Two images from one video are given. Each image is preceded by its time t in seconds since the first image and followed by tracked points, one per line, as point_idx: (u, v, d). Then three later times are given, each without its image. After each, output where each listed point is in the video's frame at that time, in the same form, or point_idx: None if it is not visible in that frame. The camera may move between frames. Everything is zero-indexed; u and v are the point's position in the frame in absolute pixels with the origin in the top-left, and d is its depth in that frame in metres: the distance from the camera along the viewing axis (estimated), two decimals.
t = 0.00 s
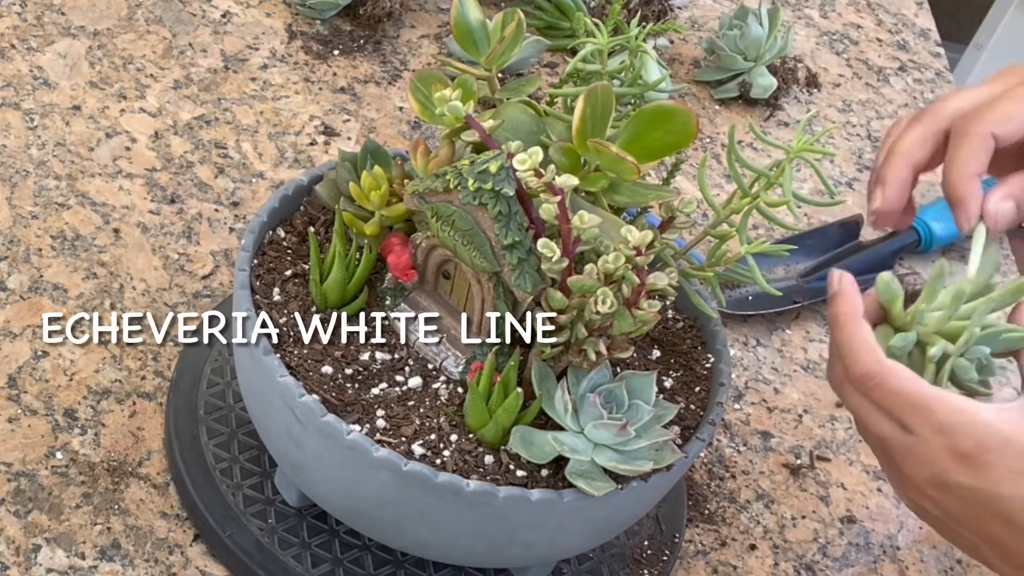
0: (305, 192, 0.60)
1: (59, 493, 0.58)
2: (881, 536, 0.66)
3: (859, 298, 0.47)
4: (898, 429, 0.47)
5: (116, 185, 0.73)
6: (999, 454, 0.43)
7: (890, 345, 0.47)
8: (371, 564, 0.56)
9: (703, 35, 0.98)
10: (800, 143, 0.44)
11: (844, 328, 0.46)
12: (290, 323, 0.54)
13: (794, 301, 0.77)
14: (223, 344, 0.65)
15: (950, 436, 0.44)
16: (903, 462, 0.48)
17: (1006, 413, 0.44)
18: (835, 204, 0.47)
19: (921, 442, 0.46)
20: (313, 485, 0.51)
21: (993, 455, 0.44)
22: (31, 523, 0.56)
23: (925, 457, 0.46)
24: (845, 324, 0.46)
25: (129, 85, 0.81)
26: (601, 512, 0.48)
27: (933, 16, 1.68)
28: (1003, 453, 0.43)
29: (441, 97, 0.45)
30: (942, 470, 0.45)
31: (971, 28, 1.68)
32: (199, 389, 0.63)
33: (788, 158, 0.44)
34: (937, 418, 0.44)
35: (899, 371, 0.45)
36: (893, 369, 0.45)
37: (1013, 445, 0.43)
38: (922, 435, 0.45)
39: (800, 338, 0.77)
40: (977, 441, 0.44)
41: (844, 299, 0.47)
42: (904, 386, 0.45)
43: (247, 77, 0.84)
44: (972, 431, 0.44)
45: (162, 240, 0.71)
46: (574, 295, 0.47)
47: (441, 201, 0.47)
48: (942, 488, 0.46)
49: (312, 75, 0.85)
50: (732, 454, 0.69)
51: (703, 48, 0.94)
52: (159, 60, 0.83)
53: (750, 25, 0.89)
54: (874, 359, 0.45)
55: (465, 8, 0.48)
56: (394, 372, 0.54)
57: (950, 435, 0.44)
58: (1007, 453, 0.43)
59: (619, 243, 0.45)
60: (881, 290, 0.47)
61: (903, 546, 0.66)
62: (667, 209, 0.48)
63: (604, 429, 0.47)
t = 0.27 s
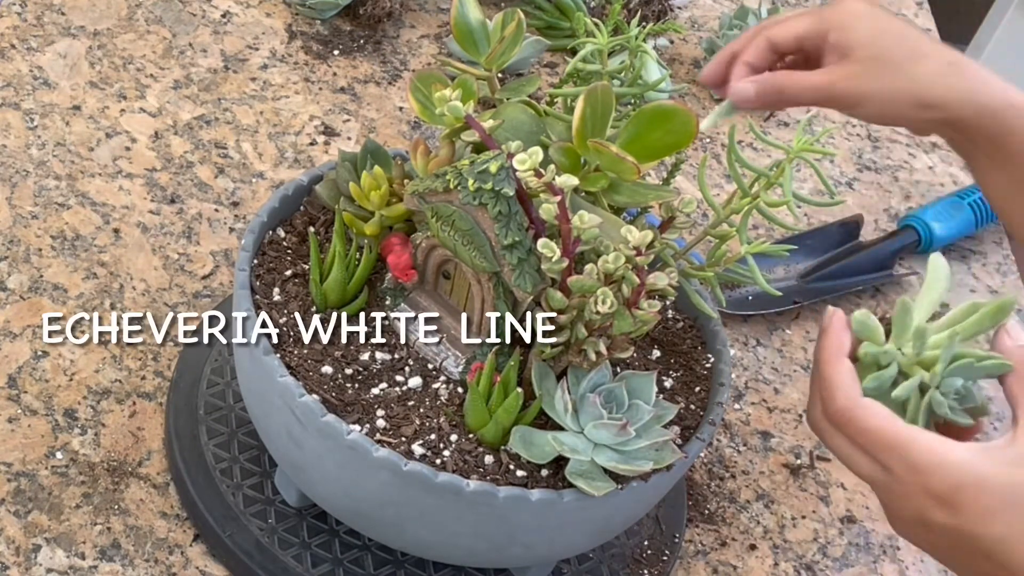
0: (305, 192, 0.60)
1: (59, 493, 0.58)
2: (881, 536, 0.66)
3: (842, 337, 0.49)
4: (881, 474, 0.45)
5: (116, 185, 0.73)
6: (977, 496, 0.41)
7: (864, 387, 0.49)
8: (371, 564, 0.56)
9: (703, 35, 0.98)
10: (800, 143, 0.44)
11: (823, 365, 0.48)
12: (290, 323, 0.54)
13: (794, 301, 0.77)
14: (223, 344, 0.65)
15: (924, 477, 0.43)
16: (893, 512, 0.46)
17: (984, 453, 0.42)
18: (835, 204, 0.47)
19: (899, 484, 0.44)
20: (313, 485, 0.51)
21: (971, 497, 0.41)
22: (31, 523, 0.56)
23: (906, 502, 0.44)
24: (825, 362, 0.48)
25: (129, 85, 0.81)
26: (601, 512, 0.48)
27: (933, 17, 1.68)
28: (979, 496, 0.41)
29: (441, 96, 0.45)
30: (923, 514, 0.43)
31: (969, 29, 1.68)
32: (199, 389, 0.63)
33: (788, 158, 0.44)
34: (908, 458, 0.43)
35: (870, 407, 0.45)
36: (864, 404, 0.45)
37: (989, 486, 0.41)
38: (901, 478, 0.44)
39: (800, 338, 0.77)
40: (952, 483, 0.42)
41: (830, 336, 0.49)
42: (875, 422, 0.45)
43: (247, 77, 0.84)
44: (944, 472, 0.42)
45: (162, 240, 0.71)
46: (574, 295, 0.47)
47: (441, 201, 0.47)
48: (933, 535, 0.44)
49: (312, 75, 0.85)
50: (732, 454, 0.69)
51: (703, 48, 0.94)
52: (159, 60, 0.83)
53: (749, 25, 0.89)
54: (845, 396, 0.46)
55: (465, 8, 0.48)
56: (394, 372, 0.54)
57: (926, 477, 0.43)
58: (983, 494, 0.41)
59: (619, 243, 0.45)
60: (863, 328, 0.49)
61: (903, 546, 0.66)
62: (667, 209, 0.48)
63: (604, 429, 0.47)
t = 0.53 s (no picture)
0: (305, 192, 0.60)
1: (59, 493, 0.58)
2: (881, 536, 0.66)
3: (826, 332, 0.52)
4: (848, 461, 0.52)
5: (116, 185, 0.73)
6: (926, 495, 0.47)
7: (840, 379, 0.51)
8: (371, 564, 0.56)
9: (703, 35, 0.98)
10: (800, 143, 0.44)
11: (804, 360, 0.52)
12: (290, 323, 0.54)
13: (794, 302, 0.77)
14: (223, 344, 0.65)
15: (885, 473, 0.48)
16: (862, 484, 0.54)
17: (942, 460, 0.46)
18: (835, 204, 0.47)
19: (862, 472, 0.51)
20: (313, 485, 0.51)
21: (919, 495, 0.47)
22: (31, 523, 0.56)
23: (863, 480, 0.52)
24: (805, 357, 0.52)
25: (129, 85, 0.81)
26: (601, 512, 0.48)
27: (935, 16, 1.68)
28: (926, 494, 0.47)
29: (441, 96, 0.45)
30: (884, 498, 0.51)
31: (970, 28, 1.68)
32: (199, 389, 0.63)
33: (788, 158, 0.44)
34: (869, 455, 0.48)
35: (839, 404, 0.50)
36: (833, 404, 0.50)
37: (939, 489, 0.46)
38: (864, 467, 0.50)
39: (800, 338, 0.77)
40: (906, 482, 0.47)
41: (815, 330, 0.52)
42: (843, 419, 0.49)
43: (247, 77, 0.84)
44: (903, 473, 0.47)
45: (162, 240, 0.71)
46: (574, 295, 0.47)
47: (441, 201, 0.47)
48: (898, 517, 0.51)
49: (312, 75, 0.85)
50: (732, 454, 0.69)
51: (703, 48, 0.94)
52: (159, 60, 0.83)
53: (749, 27, 0.89)
54: (816, 392, 0.51)
55: (465, 8, 0.48)
56: (394, 372, 0.54)
57: (885, 473, 0.48)
58: (934, 494, 0.46)
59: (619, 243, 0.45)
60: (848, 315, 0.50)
61: (903, 546, 0.66)
62: (667, 209, 0.48)
63: (604, 429, 0.47)
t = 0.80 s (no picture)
0: (305, 192, 0.60)
1: (59, 494, 0.58)
2: (881, 536, 0.66)
3: (832, 307, 0.50)
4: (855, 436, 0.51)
5: (116, 185, 0.73)
6: (942, 466, 0.46)
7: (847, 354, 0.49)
8: (371, 564, 0.56)
9: (703, 35, 0.98)
10: (800, 143, 0.44)
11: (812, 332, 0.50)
12: (290, 323, 0.54)
13: (794, 302, 0.77)
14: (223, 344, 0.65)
15: (900, 446, 0.47)
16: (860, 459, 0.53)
17: (959, 428, 0.46)
18: (835, 204, 0.47)
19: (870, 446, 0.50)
20: (313, 484, 0.51)
21: (936, 466, 0.47)
22: (31, 523, 0.56)
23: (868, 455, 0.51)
24: (814, 329, 0.50)
25: (129, 85, 0.81)
26: (601, 512, 0.48)
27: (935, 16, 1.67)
28: (945, 465, 0.46)
29: (441, 96, 0.45)
30: (892, 472, 0.50)
31: (970, 26, 1.68)
32: (199, 389, 0.63)
33: (788, 158, 0.44)
34: (884, 428, 0.47)
35: (852, 378, 0.48)
36: (847, 378, 0.48)
37: (957, 459, 0.46)
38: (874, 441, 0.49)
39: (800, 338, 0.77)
40: (923, 453, 0.47)
41: (822, 305, 0.50)
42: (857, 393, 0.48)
43: (247, 77, 0.84)
44: (920, 444, 0.47)
45: (162, 240, 0.71)
46: (574, 295, 0.47)
47: (441, 201, 0.47)
48: (904, 492, 0.50)
49: (312, 76, 0.85)
50: (732, 454, 0.69)
51: (703, 48, 0.94)
52: (159, 60, 0.83)
53: (750, 28, 0.89)
54: (828, 366, 0.49)
55: (465, 8, 0.48)
56: (394, 372, 0.54)
57: (900, 445, 0.47)
58: (949, 462, 0.46)
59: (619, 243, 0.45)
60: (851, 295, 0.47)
61: (903, 546, 0.66)
62: (667, 209, 0.48)
63: (604, 429, 0.47)
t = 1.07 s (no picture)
0: (305, 192, 0.60)
1: (59, 493, 0.58)
2: (881, 536, 0.66)
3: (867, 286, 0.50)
4: (891, 417, 0.51)
5: (116, 185, 0.73)
6: (988, 442, 0.47)
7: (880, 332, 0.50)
8: (371, 564, 0.56)
9: (703, 35, 0.98)
10: (800, 143, 0.44)
11: (851, 309, 0.50)
12: (290, 323, 0.54)
13: (793, 302, 0.77)
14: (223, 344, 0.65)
15: (946, 423, 0.47)
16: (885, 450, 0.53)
17: (1002, 405, 0.47)
18: (835, 204, 0.47)
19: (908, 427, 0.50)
20: (313, 484, 0.50)
21: (981, 443, 0.47)
22: (31, 523, 0.56)
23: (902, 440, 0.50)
24: (853, 306, 0.49)
25: (129, 85, 0.81)
26: (601, 512, 0.48)
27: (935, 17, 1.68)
28: (990, 441, 0.47)
29: (441, 97, 0.45)
30: (928, 458, 0.49)
31: (970, 27, 1.68)
32: (199, 389, 0.63)
33: (788, 158, 0.44)
34: (930, 405, 0.47)
35: (897, 354, 0.48)
36: (893, 353, 0.48)
37: (1002, 435, 0.47)
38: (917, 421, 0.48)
39: (800, 338, 0.77)
40: (969, 430, 0.47)
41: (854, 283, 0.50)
42: (904, 369, 0.47)
43: (247, 77, 0.84)
44: (966, 420, 0.47)
45: (162, 240, 0.71)
46: (574, 295, 0.47)
47: (441, 201, 0.47)
48: (938, 479, 0.50)
49: (312, 76, 0.85)
50: (732, 454, 0.69)
51: (703, 48, 0.94)
52: (159, 60, 0.83)
53: (750, 28, 0.89)
54: (873, 341, 0.48)
55: (464, 8, 0.48)
56: (394, 372, 0.54)
57: (946, 423, 0.47)
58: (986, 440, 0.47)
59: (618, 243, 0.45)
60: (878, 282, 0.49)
61: (903, 546, 0.66)
62: (667, 209, 0.48)
63: (604, 429, 0.47)
